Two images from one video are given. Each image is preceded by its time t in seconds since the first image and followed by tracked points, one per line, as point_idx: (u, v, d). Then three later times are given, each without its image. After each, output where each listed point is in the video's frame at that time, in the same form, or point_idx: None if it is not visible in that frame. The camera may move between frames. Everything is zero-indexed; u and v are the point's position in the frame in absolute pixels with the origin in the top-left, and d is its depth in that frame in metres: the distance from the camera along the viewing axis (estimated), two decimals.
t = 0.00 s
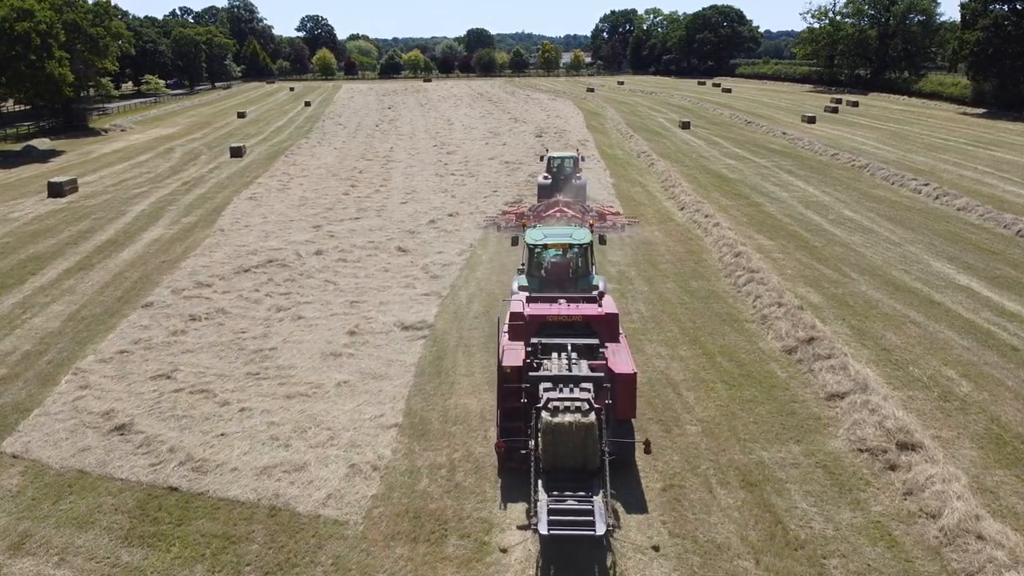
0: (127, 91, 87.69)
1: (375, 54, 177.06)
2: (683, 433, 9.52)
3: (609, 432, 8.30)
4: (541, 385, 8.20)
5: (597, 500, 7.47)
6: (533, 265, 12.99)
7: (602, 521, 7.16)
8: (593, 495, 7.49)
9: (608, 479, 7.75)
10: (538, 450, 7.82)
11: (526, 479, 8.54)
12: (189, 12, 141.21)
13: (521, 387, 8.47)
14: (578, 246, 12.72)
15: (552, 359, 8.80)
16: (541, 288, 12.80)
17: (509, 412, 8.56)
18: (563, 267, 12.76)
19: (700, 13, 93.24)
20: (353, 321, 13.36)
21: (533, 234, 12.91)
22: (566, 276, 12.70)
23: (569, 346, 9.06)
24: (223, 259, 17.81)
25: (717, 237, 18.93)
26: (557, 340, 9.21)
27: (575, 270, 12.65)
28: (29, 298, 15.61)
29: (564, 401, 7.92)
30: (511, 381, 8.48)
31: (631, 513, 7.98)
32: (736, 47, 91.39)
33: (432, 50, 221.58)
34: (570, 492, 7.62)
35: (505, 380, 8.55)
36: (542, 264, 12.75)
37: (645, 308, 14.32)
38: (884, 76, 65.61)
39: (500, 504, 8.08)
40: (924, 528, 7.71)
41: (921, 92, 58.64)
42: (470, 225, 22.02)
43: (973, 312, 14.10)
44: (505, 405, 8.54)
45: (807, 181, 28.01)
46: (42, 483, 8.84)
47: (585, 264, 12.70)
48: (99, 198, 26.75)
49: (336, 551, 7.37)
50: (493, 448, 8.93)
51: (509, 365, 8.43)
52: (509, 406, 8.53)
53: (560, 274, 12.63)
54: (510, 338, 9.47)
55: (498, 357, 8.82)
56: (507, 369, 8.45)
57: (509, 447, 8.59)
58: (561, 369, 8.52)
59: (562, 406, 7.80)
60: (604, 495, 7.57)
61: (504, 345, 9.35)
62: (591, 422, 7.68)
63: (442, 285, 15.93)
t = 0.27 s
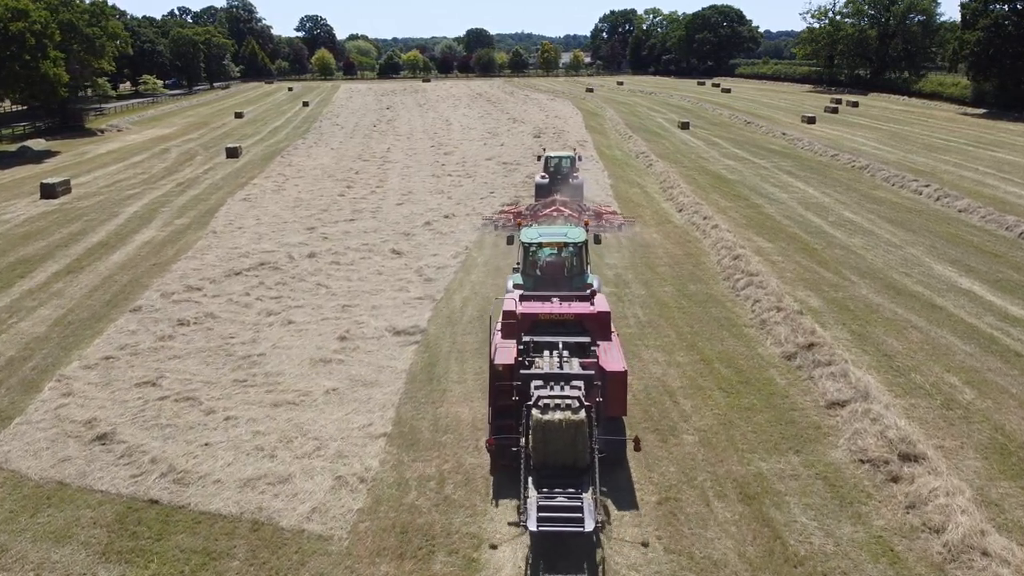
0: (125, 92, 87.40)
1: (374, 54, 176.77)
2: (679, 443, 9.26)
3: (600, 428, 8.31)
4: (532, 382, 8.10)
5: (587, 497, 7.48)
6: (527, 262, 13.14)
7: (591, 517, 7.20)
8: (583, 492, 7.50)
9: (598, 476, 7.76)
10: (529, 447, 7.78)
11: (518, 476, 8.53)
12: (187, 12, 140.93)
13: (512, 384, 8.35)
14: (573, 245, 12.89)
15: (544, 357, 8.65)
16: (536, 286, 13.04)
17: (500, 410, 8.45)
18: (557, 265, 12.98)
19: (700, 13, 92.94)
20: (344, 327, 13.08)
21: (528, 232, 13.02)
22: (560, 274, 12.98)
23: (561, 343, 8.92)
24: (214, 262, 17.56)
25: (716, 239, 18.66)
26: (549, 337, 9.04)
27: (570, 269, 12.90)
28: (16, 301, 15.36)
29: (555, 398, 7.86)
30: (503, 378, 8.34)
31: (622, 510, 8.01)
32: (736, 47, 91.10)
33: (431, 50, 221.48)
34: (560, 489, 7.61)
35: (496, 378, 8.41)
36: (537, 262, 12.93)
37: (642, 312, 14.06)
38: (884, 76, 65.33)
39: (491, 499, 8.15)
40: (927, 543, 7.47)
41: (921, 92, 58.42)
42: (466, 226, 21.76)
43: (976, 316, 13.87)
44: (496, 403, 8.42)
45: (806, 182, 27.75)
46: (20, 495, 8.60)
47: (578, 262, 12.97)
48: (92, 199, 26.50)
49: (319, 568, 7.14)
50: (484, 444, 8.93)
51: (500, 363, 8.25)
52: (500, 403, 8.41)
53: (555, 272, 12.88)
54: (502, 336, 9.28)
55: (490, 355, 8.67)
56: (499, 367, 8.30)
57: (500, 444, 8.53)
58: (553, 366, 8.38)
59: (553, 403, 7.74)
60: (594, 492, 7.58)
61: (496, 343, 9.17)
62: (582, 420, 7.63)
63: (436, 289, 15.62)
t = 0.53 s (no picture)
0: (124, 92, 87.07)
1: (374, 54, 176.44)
2: (678, 455, 8.98)
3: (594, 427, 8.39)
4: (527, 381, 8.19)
5: (580, 496, 7.55)
6: (524, 261, 13.46)
7: (584, 515, 7.27)
8: (576, 490, 7.57)
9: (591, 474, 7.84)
10: (522, 446, 7.84)
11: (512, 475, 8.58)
12: (186, 12, 140.61)
13: (507, 382, 8.44)
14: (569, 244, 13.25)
15: (538, 356, 8.78)
16: (533, 284, 13.35)
17: (495, 408, 8.58)
18: (554, 264, 13.33)
19: (700, 13, 92.64)
20: (336, 332, 12.76)
21: (525, 232, 13.29)
22: (557, 273, 13.33)
23: (556, 343, 9.06)
24: (206, 265, 17.30)
25: (716, 241, 18.38)
26: (544, 336, 9.18)
27: (567, 268, 13.26)
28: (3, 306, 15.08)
29: (549, 397, 7.94)
30: (498, 377, 8.48)
31: (616, 509, 7.99)
32: (736, 47, 90.82)
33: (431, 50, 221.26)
34: (553, 487, 7.68)
35: (491, 377, 8.54)
36: (534, 261, 13.29)
37: (641, 317, 13.77)
38: (884, 76, 65.06)
39: (485, 497, 8.15)
40: (935, 561, 7.19)
41: (922, 93, 58.15)
42: (462, 228, 21.48)
43: (981, 321, 13.59)
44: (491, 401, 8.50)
45: (808, 183, 27.47)
46: None
47: (574, 261, 13.33)
48: (86, 201, 26.23)
49: None
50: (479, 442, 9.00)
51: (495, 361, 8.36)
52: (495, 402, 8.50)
53: (552, 271, 13.25)
54: (498, 335, 9.47)
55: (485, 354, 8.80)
56: (494, 366, 8.43)
57: (494, 442, 8.60)
58: (547, 365, 8.50)
59: (547, 402, 7.82)
60: (587, 490, 7.66)
61: (491, 342, 9.33)
62: (575, 418, 7.70)
63: (432, 293, 15.29)
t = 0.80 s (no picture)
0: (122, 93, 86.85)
1: (374, 55, 176.34)
2: (679, 470, 8.65)
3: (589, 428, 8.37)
4: (521, 383, 8.15)
5: (574, 498, 7.54)
6: (522, 263, 13.39)
7: (578, 518, 7.26)
8: (570, 493, 7.55)
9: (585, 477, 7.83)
10: (517, 448, 7.81)
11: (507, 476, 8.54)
12: (184, 12, 140.48)
13: (501, 384, 8.40)
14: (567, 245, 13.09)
15: (533, 358, 8.76)
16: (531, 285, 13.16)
17: (490, 410, 8.49)
18: (552, 266, 13.14)
19: (700, 13, 92.28)
20: (327, 340, 12.41)
21: (522, 233, 13.20)
22: (555, 274, 13.15)
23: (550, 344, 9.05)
24: (198, 269, 16.99)
25: (717, 245, 18.05)
26: (539, 337, 9.16)
27: (564, 269, 13.06)
28: None
29: (543, 399, 7.91)
30: (493, 378, 8.42)
31: (610, 510, 7.96)
32: (736, 47, 90.51)
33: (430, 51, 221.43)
34: (547, 490, 7.67)
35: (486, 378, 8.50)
36: (531, 262, 13.16)
37: (640, 323, 13.43)
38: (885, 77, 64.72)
39: (480, 500, 8.09)
40: None
41: (922, 93, 57.86)
42: (459, 230, 21.16)
43: (988, 327, 13.27)
44: (486, 403, 8.46)
45: (809, 185, 27.14)
46: None
47: (572, 262, 13.14)
48: (79, 203, 25.93)
49: None
50: (473, 446, 8.83)
51: (490, 363, 8.34)
52: (490, 403, 8.45)
53: (550, 272, 13.05)
54: (492, 336, 9.46)
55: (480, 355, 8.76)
56: (488, 367, 8.37)
57: (488, 444, 8.55)
58: (542, 367, 8.48)
59: (541, 404, 7.80)
60: (581, 493, 7.65)
61: (486, 343, 9.29)
62: (569, 421, 7.67)
63: (426, 298, 14.92)
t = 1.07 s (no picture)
0: (120, 94, 86.44)
1: (373, 55, 175.96)
2: (681, 488, 8.31)
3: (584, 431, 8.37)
4: (517, 385, 8.19)
5: (569, 501, 7.52)
6: (519, 264, 13.41)
7: (573, 521, 7.22)
8: (566, 496, 7.53)
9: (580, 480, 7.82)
10: (512, 451, 7.80)
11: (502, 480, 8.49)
12: (183, 12, 140.13)
13: (497, 387, 8.43)
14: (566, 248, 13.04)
15: (529, 360, 8.83)
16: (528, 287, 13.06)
17: (485, 412, 8.50)
18: (551, 267, 13.07)
19: (700, 13, 91.99)
20: (318, 348, 12.03)
21: (521, 235, 13.23)
22: (553, 276, 13.13)
23: (546, 345, 9.25)
24: (189, 274, 16.65)
25: (718, 249, 17.68)
26: (535, 340, 9.40)
27: (563, 270, 12.97)
28: None
29: (538, 401, 7.96)
30: (488, 380, 8.48)
31: (607, 513, 7.89)
32: (736, 47, 90.23)
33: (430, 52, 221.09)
34: (542, 493, 7.65)
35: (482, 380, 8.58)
36: (529, 264, 13.16)
37: (640, 329, 13.07)
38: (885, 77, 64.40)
39: (476, 503, 8.02)
40: None
41: (923, 94, 57.58)
42: (456, 234, 20.82)
43: (997, 335, 12.92)
44: (481, 405, 8.48)
45: (811, 186, 26.81)
46: None
47: (571, 264, 13.08)
48: (71, 206, 25.57)
49: None
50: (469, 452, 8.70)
51: (486, 365, 8.38)
52: (485, 406, 8.47)
53: (547, 273, 12.95)
54: (489, 337, 9.73)
55: (476, 358, 8.82)
56: (484, 369, 8.42)
57: (483, 446, 8.56)
58: (538, 369, 8.53)
59: (536, 406, 7.83)
60: (576, 496, 7.63)
61: (483, 344, 9.50)
62: (564, 423, 7.67)
63: (421, 304, 14.54)
